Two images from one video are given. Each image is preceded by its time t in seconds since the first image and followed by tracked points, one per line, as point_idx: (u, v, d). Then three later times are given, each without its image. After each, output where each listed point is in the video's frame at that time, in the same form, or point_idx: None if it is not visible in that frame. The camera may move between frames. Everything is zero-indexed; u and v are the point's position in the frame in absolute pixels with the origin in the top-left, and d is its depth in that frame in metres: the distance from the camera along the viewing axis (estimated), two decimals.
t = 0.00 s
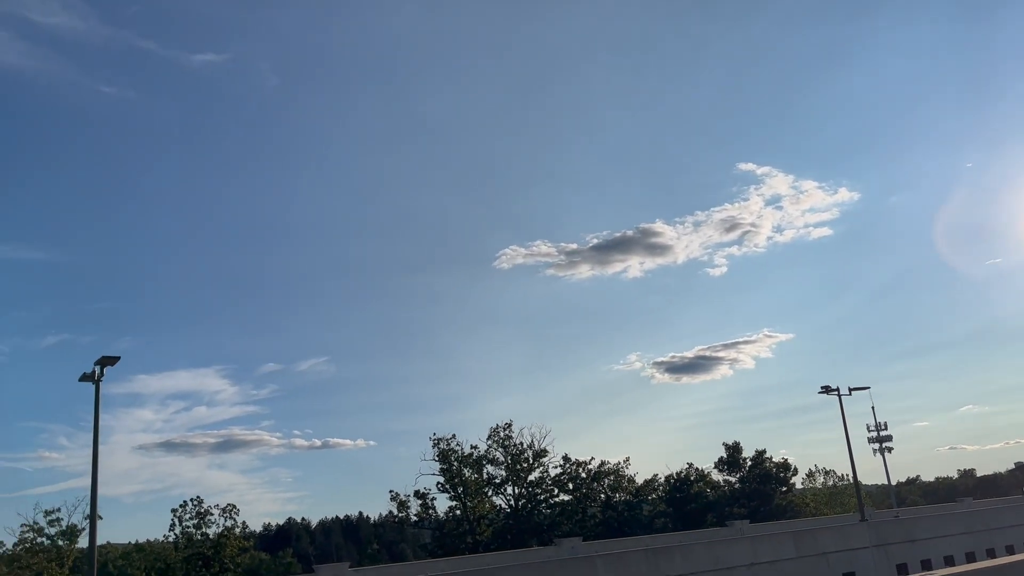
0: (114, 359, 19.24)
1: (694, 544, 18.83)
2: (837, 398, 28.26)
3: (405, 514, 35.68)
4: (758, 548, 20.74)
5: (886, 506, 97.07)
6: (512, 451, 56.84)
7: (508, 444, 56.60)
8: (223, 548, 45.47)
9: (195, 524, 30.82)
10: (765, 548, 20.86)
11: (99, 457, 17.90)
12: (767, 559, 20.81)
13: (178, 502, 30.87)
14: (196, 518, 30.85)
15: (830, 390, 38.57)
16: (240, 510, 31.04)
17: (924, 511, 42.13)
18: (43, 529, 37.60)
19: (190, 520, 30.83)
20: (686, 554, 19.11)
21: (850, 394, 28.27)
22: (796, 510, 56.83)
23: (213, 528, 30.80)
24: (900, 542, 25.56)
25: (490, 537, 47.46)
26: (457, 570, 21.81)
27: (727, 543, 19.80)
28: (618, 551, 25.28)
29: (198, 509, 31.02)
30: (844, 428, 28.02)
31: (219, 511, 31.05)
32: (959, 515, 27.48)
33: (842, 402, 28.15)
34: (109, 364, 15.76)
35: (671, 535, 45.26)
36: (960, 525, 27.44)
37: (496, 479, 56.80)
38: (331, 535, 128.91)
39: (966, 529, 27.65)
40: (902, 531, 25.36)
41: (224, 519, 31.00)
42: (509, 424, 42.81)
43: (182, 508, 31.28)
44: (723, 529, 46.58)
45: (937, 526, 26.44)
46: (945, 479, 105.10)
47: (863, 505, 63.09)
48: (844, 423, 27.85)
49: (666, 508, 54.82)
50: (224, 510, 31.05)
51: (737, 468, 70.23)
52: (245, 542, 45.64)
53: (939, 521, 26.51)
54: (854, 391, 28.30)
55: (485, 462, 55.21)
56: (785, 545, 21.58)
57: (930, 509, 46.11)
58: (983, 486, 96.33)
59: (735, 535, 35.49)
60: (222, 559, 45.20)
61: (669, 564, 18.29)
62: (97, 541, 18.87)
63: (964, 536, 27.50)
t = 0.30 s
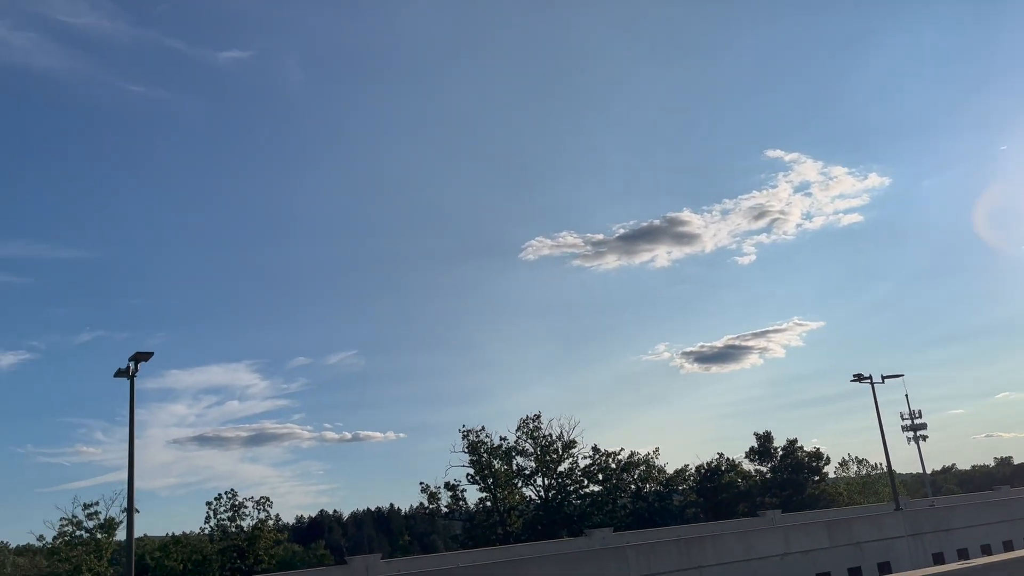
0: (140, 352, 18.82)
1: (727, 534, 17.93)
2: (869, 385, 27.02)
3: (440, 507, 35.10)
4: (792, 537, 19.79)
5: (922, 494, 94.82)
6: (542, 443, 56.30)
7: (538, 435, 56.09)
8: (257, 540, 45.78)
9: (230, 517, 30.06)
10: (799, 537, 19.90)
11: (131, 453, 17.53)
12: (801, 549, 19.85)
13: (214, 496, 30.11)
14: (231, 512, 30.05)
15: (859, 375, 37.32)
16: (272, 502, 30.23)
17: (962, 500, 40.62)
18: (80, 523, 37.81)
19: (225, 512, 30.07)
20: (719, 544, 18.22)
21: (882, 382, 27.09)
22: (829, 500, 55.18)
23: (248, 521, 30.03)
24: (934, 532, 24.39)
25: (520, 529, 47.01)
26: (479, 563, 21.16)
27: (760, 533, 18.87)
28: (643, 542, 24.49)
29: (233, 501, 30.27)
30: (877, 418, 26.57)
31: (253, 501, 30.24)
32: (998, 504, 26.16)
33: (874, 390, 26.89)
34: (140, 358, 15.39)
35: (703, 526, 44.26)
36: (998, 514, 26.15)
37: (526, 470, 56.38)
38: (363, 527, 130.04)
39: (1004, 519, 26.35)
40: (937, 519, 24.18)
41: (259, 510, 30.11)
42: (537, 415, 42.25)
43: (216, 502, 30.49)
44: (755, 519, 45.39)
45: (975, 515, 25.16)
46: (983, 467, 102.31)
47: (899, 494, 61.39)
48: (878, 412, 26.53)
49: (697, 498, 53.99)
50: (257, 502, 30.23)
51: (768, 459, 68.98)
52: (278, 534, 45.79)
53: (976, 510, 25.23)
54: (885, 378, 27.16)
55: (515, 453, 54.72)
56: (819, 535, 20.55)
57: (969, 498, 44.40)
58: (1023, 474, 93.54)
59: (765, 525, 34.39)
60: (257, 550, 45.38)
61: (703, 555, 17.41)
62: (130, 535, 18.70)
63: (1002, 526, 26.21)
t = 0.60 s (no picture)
0: (174, 347, 18.99)
1: (759, 524, 17.52)
2: (903, 373, 23.63)
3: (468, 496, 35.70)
4: (826, 527, 19.35)
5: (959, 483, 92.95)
6: (572, 434, 56.14)
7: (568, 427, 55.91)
8: (292, 533, 46.35)
9: (263, 510, 30.18)
10: (832, 527, 19.47)
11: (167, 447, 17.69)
12: (835, 540, 19.44)
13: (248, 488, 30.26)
14: (265, 504, 30.17)
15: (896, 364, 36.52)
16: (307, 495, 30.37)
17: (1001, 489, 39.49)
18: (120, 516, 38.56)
19: (259, 505, 30.17)
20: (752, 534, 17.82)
21: (918, 368, 23.66)
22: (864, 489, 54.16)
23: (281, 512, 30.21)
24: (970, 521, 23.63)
25: (551, 520, 46.95)
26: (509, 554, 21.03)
27: (794, 523, 18.45)
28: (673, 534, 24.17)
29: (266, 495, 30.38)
30: (912, 406, 23.70)
31: (288, 494, 30.42)
32: None
33: (910, 378, 23.58)
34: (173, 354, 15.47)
35: (735, 516, 43.71)
36: None
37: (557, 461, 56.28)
38: (395, 518, 131.23)
39: None
40: (973, 508, 23.43)
41: (293, 503, 30.32)
42: (566, 406, 42.07)
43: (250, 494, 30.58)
44: (788, 510, 44.72)
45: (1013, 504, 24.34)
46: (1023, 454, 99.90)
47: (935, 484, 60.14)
48: (913, 400, 23.61)
49: (729, 488, 53.41)
50: (291, 495, 30.40)
51: (801, 448, 68.01)
52: (313, 526, 46.37)
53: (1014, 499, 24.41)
54: (922, 365, 23.69)
55: (545, 445, 54.67)
56: (853, 526, 20.09)
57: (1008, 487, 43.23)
58: None
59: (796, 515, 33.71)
60: (292, 542, 45.98)
61: (735, 546, 17.04)
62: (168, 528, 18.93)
63: None
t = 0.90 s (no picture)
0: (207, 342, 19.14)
1: (794, 515, 17.31)
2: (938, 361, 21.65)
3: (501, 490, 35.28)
4: (862, 517, 19.11)
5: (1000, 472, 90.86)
6: (603, 425, 56.04)
7: (599, 418, 55.82)
8: (326, 525, 47.08)
9: (300, 502, 31.94)
10: (868, 517, 19.16)
11: (202, 441, 17.86)
12: (872, 530, 19.16)
13: (286, 481, 32.04)
14: (301, 497, 31.98)
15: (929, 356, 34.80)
16: (340, 490, 32.13)
17: None
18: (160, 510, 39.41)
19: (297, 498, 31.99)
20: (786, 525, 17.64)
21: (953, 356, 21.64)
22: (900, 479, 53.43)
23: (316, 505, 31.94)
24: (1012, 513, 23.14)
25: (584, 511, 46.95)
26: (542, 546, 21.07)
27: (828, 513, 18.26)
28: (706, 525, 24.06)
29: (303, 488, 32.25)
30: (950, 397, 21.84)
31: (323, 489, 32.17)
32: None
33: (945, 366, 21.61)
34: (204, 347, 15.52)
35: (769, 507, 43.37)
36: None
37: (588, 453, 56.29)
38: (428, 510, 132.28)
39: None
40: (1015, 499, 22.98)
41: (327, 496, 32.08)
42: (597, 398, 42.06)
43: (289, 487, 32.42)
44: (823, 500, 44.22)
45: None
46: None
47: (974, 473, 58.99)
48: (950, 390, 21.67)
49: (762, 478, 52.96)
50: (326, 490, 32.22)
51: (835, 438, 67.15)
52: (347, 519, 47.03)
53: None
54: (958, 353, 21.62)
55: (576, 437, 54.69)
56: (890, 516, 19.75)
57: None
58: None
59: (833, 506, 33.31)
60: (327, 534, 46.68)
61: (769, 537, 16.86)
62: (206, 521, 19.16)
63: None
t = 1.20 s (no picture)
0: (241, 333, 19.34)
1: (830, 506, 17.10)
2: (976, 349, 22.54)
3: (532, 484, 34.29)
4: (901, 507, 18.83)
5: None
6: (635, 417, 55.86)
7: (631, 410, 55.67)
8: (361, 518, 47.62)
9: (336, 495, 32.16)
10: (908, 507, 18.93)
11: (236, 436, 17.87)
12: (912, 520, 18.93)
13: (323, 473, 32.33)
14: (337, 490, 32.21)
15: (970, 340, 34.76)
16: (375, 482, 32.29)
17: None
18: (199, 503, 40.37)
19: (332, 490, 32.23)
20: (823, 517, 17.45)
21: (993, 345, 22.47)
22: (939, 469, 52.45)
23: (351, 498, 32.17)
24: None
25: (617, 503, 46.95)
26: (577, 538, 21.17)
27: (866, 504, 18.08)
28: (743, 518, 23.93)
29: (338, 481, 32.44)
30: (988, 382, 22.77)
31: (357, 480, 32.33)
32: None
33: (985, 354, 22.45)
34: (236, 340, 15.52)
35: (805, 498, 42.88)
36: None
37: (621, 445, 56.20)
38: (461, 503, 133.14)
39: None
40: None
41: (362, 488, 32.31)
42: (628, 390, 41.93)
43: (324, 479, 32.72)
44: (860, 491, 43.59)
45: None
46: None
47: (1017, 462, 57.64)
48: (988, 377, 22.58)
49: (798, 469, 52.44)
50: (361, 482, 32.40)
51: (872, 428, 66.13)
52: (382, 512, 47.64)
53: None
54: (997, 342, 22.44)
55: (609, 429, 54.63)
56: (929, 506, 19.48)
57: None
58: None
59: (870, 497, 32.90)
60: (363, 527, 47.34)
61: (806, 528, 16.66)
62: (245, 514, 19.46)
63: None
